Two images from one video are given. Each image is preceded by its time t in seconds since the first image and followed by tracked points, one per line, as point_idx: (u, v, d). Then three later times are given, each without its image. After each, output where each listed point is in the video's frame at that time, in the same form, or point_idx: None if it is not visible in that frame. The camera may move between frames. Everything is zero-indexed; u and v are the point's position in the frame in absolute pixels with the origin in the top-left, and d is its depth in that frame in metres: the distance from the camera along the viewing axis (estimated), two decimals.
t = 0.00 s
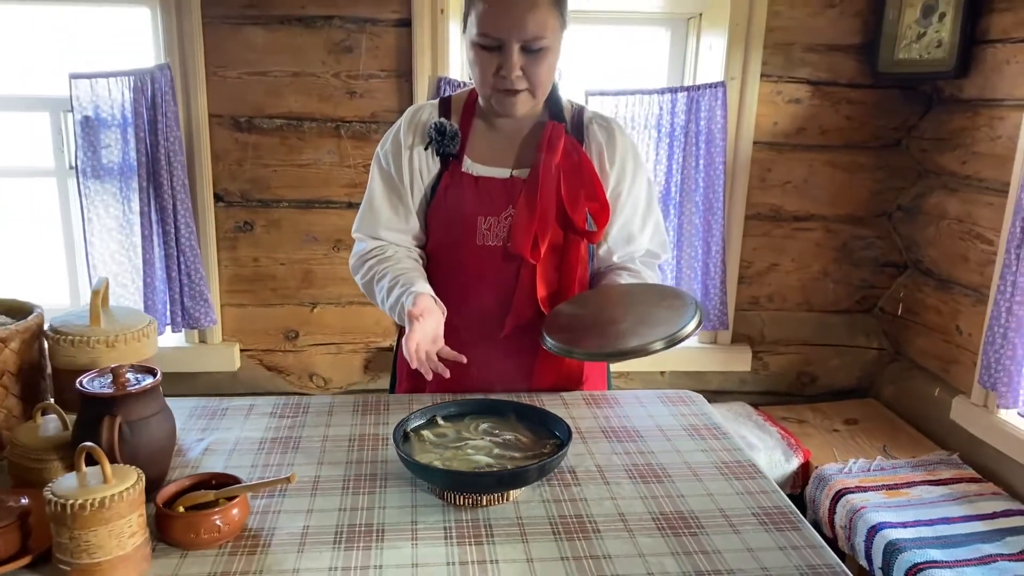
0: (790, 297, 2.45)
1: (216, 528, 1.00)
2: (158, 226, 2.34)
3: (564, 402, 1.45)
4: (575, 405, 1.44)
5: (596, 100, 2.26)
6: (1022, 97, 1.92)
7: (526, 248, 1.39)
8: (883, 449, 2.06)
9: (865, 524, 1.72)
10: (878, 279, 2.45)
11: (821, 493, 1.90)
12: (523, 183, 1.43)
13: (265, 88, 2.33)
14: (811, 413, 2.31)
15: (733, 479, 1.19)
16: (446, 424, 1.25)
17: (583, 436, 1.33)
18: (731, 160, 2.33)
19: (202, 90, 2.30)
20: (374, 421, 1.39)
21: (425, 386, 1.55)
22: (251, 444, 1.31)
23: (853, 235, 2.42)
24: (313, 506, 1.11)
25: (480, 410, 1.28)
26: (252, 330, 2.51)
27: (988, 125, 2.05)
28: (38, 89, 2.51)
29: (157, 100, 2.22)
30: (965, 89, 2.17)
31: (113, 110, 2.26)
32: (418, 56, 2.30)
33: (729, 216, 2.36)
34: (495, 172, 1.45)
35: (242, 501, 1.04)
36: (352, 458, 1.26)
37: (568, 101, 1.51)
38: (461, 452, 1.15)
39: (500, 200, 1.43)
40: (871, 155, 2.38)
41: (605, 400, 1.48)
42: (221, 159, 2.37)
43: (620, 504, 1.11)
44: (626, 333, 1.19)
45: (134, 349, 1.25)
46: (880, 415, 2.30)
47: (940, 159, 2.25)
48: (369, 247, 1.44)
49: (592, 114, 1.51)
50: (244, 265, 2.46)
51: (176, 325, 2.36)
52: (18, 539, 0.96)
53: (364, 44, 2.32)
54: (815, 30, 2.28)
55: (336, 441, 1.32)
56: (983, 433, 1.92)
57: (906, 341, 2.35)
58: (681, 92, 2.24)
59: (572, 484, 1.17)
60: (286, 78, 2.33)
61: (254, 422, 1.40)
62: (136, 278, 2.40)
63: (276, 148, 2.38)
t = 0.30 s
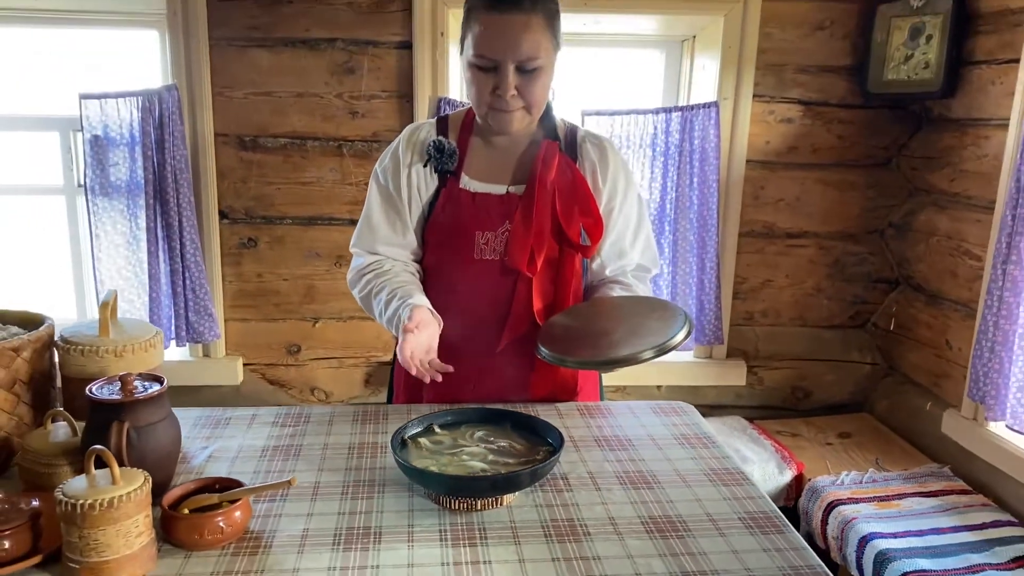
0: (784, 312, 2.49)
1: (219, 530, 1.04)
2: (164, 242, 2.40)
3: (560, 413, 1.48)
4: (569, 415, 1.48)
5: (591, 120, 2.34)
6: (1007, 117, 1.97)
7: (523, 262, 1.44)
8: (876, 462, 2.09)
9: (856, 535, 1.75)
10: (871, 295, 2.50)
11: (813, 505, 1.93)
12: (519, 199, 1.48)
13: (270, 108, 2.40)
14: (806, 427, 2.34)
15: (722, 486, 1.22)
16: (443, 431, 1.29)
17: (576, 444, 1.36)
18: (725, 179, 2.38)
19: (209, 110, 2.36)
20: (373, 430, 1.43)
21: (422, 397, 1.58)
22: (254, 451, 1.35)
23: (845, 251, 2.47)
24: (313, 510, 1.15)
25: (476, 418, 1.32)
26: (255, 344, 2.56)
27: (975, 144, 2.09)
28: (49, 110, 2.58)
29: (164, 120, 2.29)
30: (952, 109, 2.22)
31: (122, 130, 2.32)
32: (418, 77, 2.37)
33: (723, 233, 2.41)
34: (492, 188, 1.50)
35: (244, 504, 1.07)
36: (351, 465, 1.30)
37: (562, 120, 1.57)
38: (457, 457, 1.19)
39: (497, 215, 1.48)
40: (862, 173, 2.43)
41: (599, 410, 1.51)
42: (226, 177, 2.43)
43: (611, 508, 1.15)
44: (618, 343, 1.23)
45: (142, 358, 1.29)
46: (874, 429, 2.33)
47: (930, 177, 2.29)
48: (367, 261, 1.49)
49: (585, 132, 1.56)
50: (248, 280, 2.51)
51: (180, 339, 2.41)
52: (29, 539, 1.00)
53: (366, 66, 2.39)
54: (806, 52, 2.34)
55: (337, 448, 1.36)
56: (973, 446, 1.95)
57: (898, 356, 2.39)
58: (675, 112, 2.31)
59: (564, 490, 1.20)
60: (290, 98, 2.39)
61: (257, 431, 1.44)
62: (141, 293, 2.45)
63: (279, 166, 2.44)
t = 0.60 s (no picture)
0: (776, 323, 2.54)
1: (215, 530, 1.08)
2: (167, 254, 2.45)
3: (549, 420, 1.52)
4: (559, 422, 1.52)
5: (585, 136, 2.39)
6: (990, 133, 2.02)
7: (513, 272, 1.48)
8: (865, 472, 2.13)
9: (842, 542, 1.78)
10: (861, 307, 2.54)
11: (802, 513, 1.96)
12: (509, 211, 1.53)
13: (272, 124, 2.46)
14: (797, 437, 2.38)
15: (703, 490, 1.26)
16: (433, 437, 1.33)
17: (563, 450, 1.40)
18: (717, 193, 2.43)
19: (212, 127, 2.42)
20: (367, 436, 1.47)
21: (415, 404, 1.62)
22: (251, 456, 1.40)
23: (836, 264, 2.51)
24: (307, 512, 1.19)
25: (466, 424, 1.36)
26: (256, 355, 2.61)
27: (959, 159, 2.14)
28: (57, 126, 2.65)
29: (168, 136, 2.35)
30: (938, 125, 2.27)
31: (126, 145, 2.39)
32: (416, 94, 2.43)
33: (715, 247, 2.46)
34: (483, 201, 1.55)
35: (240, 505, 1.11)
36: (345, 469, 1.34)
37: (551, 135, 1.62)
38: (446, 461, 1.23)
39: (487, 227, 1.53)
40: (851, 188, 2.48)
41: (587, 418, 1.55)
42: (228, 192, 2.49)
43: (594, 511, 1.18)
44: (605, 349, 1.25)
45: (144, 364, 1.34)
46: (865, 440, 2.37)
47: (917, 191, 2.34)
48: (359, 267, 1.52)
49: (574, 147, 1.62)
50: (249, 292, 2.56)
51: (182, 349, 2.46)
52: (33, 537, 1.04)
53: (366, 84, 2.45)
54: (795, 69, 2.40)
55: (331, 453, 1.40)
56: (959, 455, 1.98)
57: (888, 367, 2.43)
58: (667, 128, 2.37)
59: (550, 493, 1.24)
60: (291, 115, 2.46)
61: (255, 437, 1.48)
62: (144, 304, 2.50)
63: (281, 181, 2.49)
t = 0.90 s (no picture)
0: (771, 330, 2.60)
1: (219, 522, 1.13)
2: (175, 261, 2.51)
3: (544, 422, 1.56)
4: (553, 424, 1.56)
5: (584, 145, 2.45)
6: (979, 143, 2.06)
7: (507, 276, 1.53)
8: (858, 476, 2.16)
9: (833, 543, 1.81)
10: (856, 314, 2.60)
11: (795, 516, 1.99)
12: (504, 218, 1.58)
13: (278, 136, 2.52)
14: (792, 442, 2.42)
15: (689, 488, 1.30)
16: (430, 436, 1.38)
17: (556, 450, 1.44)
18: (713, 202, 2.49)
19: (220, 137, 2.49)
20: (367, 436, 1.52)
21: (414, 406, 1.66)
22: (255, 454, 1.44)
23: (831, 271, 2.57)
24: (306, 507, 1.24)
25: (462, 424, 1.41)
26: (262, 360, 2.68)
27: (950, 169, 2.18)
28: (71, 136, 2.73)
29: (178, 146, 2.42)
30: (929, 136, 2.31)
31: (137, 155, 2.45)
32: (419, 106, 2.49)
33: (711, 255, 2.51)
34: (479, 209, 1.60)
35: (242, 499, 1.17)
36: (344, 467, 1.39)
37: (546, 146, 1.68)
38: (441, 459, 1.28)
39: (483, 233, 1.58)
40: (846, 197, 2.53)
41: (580, 420, 1.59)
42: (236, 201, 2.55)
43: (583, 507, 1.23)
44: (595, 348, 1.30)
45: (151, 366, 1.39)
46: (858, 444, 2.43)
47: (910, 201, 2.38)
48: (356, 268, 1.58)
49: (567, 156, 1.67)
50: (255, 298, 2.63)
51: (190, 354, 2.52)
52: (46, 528, 1.09)
53: (369, 96, 2.51)
54: (789, 81, 2.45)
55: (332, 452, 1.45)
56: (950, 459, 2.01)
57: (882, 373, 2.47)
58: (664, 138, 2.42)
59: (541, 491, 1.28)
60: (297, 126, 2.52)
61: (258, 437, 1.53)
62: (153, 310, 2.56)
63: (287, 190, 2.56)
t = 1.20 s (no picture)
0: (773, 336, 2.64)
1: (226, 516, 1.17)
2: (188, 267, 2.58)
3: (543, 423, 1.60)
4: (552, 425, 1.60)
5: (587, 154, 2.49)
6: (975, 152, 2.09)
7: (507, 279, 1.58)
8: (857, 480, 2.20)
9: (830, 545, 1.83)
10: (857, 320, 2.64)
11: (794, 519, 2.02)
12: (504, 223, 1.62)
13: (288, 145, 2.58)
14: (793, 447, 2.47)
15: (682, 487, 1.33)
16: (431, 436, 1.42)
17: (554, 450, 1.48)
18: (715, 210, 2.53)
19: (232, 146, 2.55)
20: (372, 436, 1.57)
21: (418, 407, 1.70)
22: (263, 453, 1.49)
23: (831, 278, 2.61)
24: (311, 503, 1.28)
25: (463, 424, 1.45)
26: (272, 363, 2.73)
27: (948, 177, 2.21)
28: (87, 145, 2.80)
29: (190, 155, 2.48)
30: (928, 144, 2.34)
31: (151, 163, 2.52)
32: (425, 115, 2.54)
33: (712, 261, 2.56)
34: (480, 215, 1.65)
35: (248, 495, 1.21)
36: (348, 465, 1.43)
37: (546, 155, 1.72)
38: (441, 458, 1.32)
39: (483, 238, 1.62)
40: (846, 205, 2.57)
41: (579, 422, 1.63)
42: (247, 208, 2.61)
43: (578, 505, 1.27)
44: (590, 348, 1.34)
45: (163, 367, 1.43)
46: (859, 448, 2.47)
47: (909, 208, 2.41)
48: (365, 277, 1.62)
49: (567, 165, 1.72)
50: (265, 303, 2.68)
51: (201, 357, 2.58)
52: (62, 521, 1.14)
53: (377, 106, 2.57)
54: (790, 91, 2.49)
55: (337, 451, 1.50)
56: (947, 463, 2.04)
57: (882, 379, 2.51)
58: (666, 147, 2.46)
59: (538, 489, 1.32)
60: (307, 135, 2.58)
61: (266, 437, 1.57)
62: (166, 314, 2.62)
63: (296, 198, 2.61)
